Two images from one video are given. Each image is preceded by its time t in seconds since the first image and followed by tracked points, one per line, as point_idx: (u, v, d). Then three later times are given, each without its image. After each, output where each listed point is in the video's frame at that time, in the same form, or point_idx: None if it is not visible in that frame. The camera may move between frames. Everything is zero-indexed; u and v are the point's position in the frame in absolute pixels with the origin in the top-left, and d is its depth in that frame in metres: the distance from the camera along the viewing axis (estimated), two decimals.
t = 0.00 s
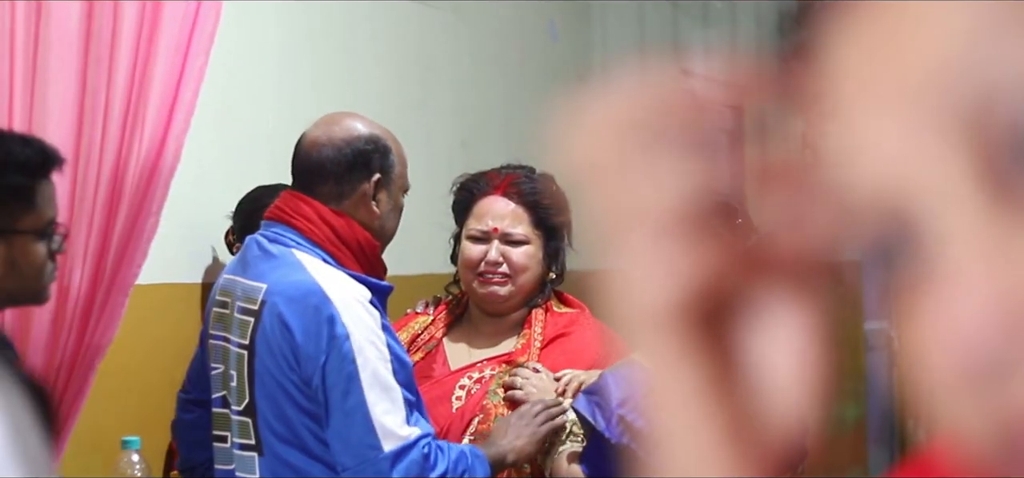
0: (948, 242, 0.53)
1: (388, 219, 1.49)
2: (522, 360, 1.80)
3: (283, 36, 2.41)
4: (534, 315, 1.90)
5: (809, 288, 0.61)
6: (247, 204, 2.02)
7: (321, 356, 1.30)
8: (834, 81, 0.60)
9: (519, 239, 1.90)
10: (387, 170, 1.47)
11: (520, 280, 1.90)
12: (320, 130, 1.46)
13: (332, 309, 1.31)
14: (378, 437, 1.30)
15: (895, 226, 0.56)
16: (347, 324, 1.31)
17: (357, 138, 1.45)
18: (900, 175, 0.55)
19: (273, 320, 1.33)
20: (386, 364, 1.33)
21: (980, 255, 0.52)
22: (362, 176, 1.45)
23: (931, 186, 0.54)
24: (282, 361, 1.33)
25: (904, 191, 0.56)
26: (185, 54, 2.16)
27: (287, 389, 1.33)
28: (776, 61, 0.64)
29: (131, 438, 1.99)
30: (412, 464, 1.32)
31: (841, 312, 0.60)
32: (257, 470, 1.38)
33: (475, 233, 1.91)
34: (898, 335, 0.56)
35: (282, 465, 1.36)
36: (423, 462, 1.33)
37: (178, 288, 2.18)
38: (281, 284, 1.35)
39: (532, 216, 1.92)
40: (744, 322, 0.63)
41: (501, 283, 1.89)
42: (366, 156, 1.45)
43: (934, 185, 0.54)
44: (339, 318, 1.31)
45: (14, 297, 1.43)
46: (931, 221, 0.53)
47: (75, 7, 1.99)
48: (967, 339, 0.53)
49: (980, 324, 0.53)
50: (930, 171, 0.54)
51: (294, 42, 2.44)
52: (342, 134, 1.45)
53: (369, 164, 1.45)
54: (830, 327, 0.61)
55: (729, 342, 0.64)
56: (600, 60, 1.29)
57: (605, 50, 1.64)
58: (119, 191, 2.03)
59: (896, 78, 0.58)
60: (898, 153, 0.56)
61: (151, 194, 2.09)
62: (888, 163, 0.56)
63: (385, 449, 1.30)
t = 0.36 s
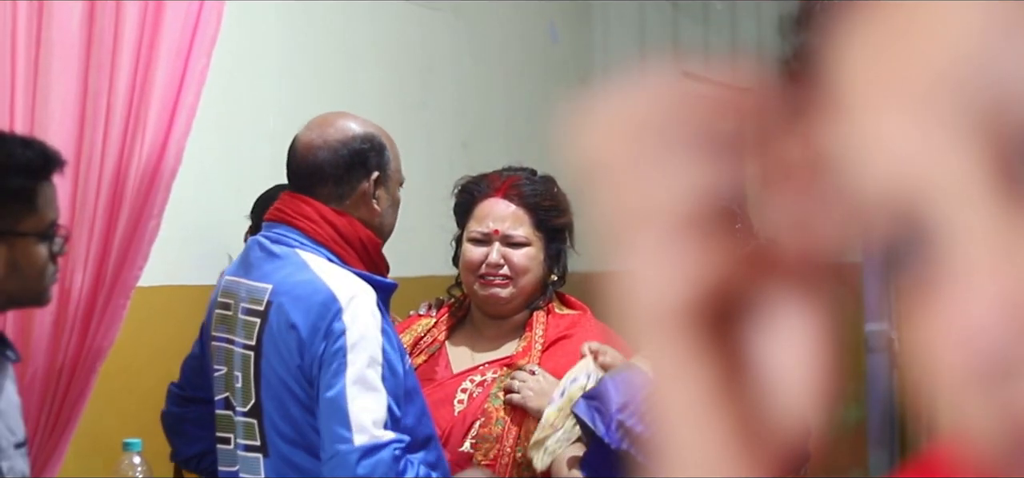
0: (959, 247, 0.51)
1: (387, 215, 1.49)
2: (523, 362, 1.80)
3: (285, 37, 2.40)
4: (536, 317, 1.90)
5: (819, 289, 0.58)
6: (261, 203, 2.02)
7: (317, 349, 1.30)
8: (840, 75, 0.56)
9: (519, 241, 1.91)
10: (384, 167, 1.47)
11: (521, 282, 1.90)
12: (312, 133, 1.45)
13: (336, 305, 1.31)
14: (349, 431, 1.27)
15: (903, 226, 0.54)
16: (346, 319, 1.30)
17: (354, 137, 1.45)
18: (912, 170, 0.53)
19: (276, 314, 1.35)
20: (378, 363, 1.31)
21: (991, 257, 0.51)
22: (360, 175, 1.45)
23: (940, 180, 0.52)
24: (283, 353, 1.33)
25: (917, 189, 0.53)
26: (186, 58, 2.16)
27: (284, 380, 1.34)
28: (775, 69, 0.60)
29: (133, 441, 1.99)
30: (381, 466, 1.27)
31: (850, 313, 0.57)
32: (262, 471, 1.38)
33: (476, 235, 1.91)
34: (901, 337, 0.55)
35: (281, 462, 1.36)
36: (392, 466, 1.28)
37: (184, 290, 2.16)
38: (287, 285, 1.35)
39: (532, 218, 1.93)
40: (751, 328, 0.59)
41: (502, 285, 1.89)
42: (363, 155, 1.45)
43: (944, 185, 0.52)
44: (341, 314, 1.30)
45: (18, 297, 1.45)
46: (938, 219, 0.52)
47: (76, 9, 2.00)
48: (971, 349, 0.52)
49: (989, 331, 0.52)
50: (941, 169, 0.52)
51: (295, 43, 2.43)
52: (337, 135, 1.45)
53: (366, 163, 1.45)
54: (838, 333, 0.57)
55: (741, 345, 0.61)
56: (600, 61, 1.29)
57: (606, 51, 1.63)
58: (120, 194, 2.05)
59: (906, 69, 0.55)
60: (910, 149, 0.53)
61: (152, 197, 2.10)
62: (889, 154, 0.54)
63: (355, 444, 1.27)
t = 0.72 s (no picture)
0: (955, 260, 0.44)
1: (384, 212, 1.50)
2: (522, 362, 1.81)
3: (286, 37, 2.41)
4: (536, 318, 1.90)
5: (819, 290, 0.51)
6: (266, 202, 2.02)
7: (308, 337, 1.32)
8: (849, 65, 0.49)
9: (519, 240, 1.91)
10: (380, 163, 1.47)
11: (522, 281, 1.90)
12: (307, 131, 1.45)
13: (331, 297, 1.32)
14: (318, 410, 1.27)
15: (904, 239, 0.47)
16: (336, 308, 1.31)
17: (350, 136, 1.45)
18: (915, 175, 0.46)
19: (275, 306, 1.36)
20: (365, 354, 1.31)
21: (1000, 274, 0.43)
22: (356, 172, 1.45)
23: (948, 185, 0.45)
24: (278, 344, 1.35)
25: (922, 194, 0.46)
26: (187, 58, 2.17)
27: (276, 370, 1.35)
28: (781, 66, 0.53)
29: (135, 441, 2.00)
30: (341, 446, 1.26)
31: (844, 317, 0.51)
32: (264, 471, 1.38)
33: (476, 234, 1.91)
34: (901, 337, 0.48)
35: (281, 462, 1.36)
36: (351, 447, 1.26)
37: (183, 289, 2.17)
38: (287, 283, 1.36)
39: (532, 217, 1.93)
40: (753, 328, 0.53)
41: (501, 284, 1.89)
42: (360, 153, 1.45)
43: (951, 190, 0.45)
44: (333, 304, 1.32)
45: (19, 296, 1.47)
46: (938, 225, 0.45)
47: (77, 9, 2.00)
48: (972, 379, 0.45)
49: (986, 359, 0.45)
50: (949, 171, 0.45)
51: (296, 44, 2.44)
52: (332, 134, 1.45)
53: (363, 159, 1.45)
54: (844, 337, 0.51)
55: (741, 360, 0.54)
56: (602, 62, 1.29)
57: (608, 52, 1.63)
58: (121, 198, 2.05)
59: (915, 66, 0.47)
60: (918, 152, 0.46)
61: (154, 198, 2.10)
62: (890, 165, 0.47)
63: (319, 420, 1.27)
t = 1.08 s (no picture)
0: (967, 250, 0.34)
1: (379, 209, 1.51)
2: (525, 361, 1.81)
3: (287, 35, 2.41)
4: (539, 317, 1.90)
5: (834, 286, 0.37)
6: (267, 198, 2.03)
7: (299, 330, 1.32)
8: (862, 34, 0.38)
9: (520, 239, 1.90)
10: (373, 159, 1.49)
11: (523, 281, 1.90)
12: (299, 129, 1.46)
13: (323, 291, 1.33)
14: (300, 396, 1.27)
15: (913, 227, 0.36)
16: (327, 302, 1.32)
17: (343, 133, 1.45)
18: (923, 150, 0.35)
19: (269, 303, 1.36)
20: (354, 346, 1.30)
21: (1008, 268, 0.34)
22: (350, 170, 1.45)
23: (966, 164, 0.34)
24: (270, 338, 1.35)
25: (926, 170, 0.35)
26: (189, 57, 2.17)
27: (269, 365, 1.35)
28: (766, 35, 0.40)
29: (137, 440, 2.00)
30: (319, 433, 1.25)
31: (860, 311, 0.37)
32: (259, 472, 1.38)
33: (476, 235, 1.92)
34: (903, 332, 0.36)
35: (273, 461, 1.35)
36: (329, 434, 1.25)
37: (185, 288, 2.18)
38: (280, 282, 1.36)
39: (532, 216, 1.93)
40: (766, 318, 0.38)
41: (503, 284, 1.89)
42: (354, 149, 1.46)
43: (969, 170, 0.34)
44: (324, 298, 1.32)
45: (23, 296, 1.45)
46: (953, 212, 0.34)
47: (79, 9, 2.01)
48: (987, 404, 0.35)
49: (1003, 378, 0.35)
50: (963, 150, 0.34)
51: (297, 44, 2.44)
52: (324, 132, 1.45)
53: (357, 157, 1.46)
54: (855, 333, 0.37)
55: (737, 341, 0.38)
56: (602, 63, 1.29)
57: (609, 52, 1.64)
58: (123, 196, 2.05)
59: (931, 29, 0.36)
60: (930, 132, 0.35)
61: (154, 197, 2.10)
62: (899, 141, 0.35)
63: (299, 406, 1.26)
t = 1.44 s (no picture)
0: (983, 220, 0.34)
1: (376, 209, 1.52)
2: (527, 358, 1.82)
3: (289, 33, 2.42)
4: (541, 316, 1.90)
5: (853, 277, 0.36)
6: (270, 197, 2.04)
7: (290, 331, 1.32)
8: None
9: (524, 238, 1.90)
10: (370, 158, 1.49)
11: (527, 278, 1.89)
12: (295, 130, 1.46)
13: (314, 293, 1.32)
14: (288, 402, 1.27)
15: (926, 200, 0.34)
16: (319, 304, 1.32)
17: (342, 132, 1.46)
18: (947, 117, 0.34)
19: (262, 304, 1.36)
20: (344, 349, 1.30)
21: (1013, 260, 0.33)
22: (346, 169, 1.46)
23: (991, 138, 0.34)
24: (263, 341, 1.35)
25: (951, 135, 0.34)
26: (192, 55, 2.16)
27: (262, 368, 1.35)
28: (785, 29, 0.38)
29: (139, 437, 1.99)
30: (305, 439, 1.25)
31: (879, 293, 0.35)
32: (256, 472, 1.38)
33: (480, 232, 1.92)
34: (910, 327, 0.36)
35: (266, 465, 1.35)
36: (315, 441, 1.25)
37: (185, 287, 2.20)
38: (274, 283, 1.36)
39: (536, 214, 1.93)
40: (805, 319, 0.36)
41: (506, 282, 1.89)
42: (351, 147, 1.46)
43: (997, 137, 0.34)
44: (315, 300, 1.32)
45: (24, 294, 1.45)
46: (974, 182, 0.33)
47: (82, 7, 2.00)
48: (987, 374, 0.35)
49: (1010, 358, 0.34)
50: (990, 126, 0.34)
51: (300, 43, 2.44)
52: (321, 131, 1.45)
53: (353, 156, 1.46)
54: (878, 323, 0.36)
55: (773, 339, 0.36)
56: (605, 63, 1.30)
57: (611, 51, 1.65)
58: (126, 194, 2.03)
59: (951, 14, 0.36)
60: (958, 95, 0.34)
61: (158, 196, 2.09)
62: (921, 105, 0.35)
63: (288, 413, 1.26)
